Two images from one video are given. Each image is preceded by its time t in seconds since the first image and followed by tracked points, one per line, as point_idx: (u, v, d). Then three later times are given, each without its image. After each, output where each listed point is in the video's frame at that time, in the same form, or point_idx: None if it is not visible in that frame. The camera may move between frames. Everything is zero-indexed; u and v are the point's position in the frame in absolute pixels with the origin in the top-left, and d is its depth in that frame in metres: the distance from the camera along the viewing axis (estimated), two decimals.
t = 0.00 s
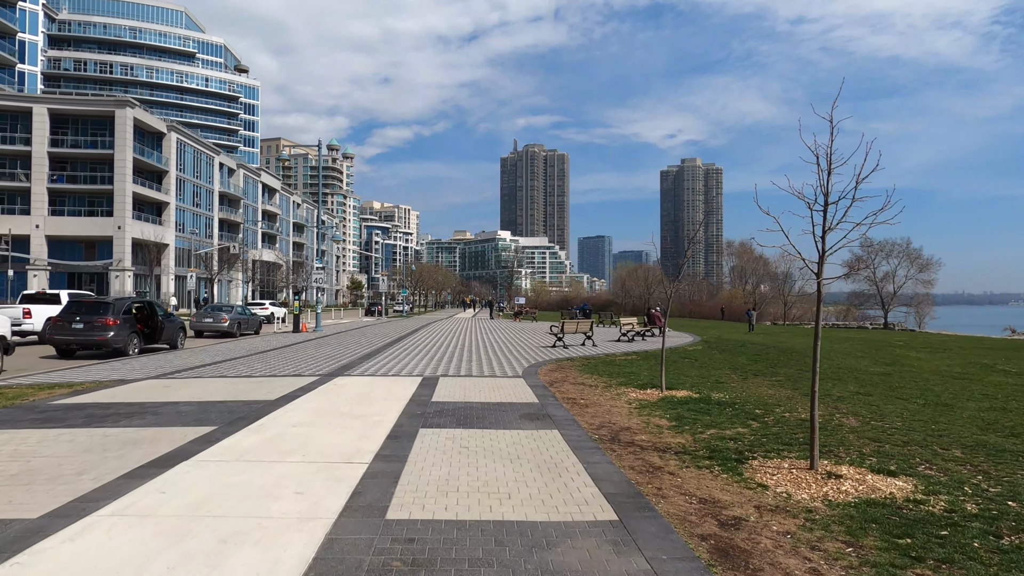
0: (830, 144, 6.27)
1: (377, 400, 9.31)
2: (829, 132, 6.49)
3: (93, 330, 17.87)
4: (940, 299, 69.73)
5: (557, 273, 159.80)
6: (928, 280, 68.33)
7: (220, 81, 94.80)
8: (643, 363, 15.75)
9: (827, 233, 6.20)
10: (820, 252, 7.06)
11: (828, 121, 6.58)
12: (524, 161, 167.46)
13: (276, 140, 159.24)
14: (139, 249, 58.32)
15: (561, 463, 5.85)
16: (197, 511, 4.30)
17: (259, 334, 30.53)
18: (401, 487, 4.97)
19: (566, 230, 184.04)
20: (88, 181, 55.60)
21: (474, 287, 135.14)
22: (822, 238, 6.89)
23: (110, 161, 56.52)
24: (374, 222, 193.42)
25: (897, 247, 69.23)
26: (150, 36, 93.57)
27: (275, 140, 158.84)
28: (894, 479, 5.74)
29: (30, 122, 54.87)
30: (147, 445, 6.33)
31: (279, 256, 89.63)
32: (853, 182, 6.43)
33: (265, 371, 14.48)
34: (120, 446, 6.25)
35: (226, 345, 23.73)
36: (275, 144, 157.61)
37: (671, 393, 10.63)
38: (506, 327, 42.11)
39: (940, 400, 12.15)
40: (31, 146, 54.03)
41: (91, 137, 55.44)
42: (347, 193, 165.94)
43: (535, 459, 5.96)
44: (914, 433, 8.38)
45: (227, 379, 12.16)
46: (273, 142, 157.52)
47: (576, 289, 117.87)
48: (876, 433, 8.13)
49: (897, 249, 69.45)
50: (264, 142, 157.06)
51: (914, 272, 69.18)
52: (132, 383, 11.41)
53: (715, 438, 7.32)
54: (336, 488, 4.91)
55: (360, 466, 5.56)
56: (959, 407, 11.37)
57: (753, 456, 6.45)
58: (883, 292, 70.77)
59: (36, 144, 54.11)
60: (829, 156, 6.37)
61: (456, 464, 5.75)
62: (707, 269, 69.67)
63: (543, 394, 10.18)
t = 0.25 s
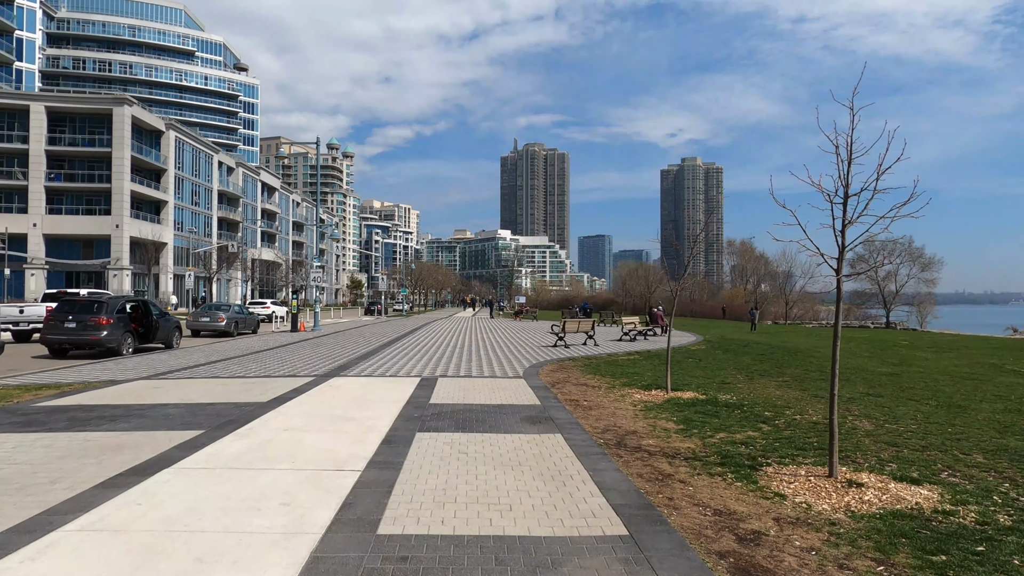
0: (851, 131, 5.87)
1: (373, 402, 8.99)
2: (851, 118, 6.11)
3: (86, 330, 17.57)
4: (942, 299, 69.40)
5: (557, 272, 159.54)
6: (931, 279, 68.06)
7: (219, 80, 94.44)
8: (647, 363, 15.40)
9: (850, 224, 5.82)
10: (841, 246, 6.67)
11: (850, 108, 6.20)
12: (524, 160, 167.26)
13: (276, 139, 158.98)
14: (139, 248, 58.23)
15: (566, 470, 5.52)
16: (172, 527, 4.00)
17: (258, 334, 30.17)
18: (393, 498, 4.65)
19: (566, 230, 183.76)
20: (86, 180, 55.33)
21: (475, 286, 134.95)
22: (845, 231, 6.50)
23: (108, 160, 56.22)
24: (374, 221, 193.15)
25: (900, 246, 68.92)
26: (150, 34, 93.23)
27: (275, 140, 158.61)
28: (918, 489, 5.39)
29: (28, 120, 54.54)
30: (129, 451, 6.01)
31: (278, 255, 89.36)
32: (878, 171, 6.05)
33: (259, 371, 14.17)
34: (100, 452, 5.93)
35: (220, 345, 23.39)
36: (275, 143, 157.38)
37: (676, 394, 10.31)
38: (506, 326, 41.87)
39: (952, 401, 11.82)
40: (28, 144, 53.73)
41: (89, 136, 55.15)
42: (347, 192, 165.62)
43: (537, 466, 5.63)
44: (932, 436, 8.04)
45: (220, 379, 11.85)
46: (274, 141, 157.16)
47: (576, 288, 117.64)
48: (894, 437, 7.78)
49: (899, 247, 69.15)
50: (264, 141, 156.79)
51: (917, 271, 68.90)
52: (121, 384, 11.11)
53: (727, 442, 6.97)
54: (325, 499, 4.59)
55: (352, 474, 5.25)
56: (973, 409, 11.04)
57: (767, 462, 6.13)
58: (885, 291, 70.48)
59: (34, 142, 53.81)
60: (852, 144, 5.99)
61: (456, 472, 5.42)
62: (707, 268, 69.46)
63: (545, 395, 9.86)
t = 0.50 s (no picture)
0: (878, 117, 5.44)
1: (368, 404, 8.64)
2: (875, 104, 5.73)
3: (77, 330, 17.22)
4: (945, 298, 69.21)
5: (557, 271, 159.36)
6: (934, 278, 67.86)
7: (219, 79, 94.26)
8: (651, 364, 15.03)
9: (873, 217, 5.44)
10: (861, 241, 6.27)
11: (873, 93, 5.79)
12: (524, 160, 167.09)
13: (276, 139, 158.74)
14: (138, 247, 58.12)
15: (569, 481, 5.15)
16: (138, 547, 3.64)
17: (255, 334, 29.85)
18: (383, 512, 4.29)
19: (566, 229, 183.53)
20: (83, 179, 55.03)
21: (475, 286, 134.70)
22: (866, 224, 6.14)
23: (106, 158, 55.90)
24: (374, 220, 192.87)
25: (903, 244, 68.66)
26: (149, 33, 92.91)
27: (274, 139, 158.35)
28: (949, 501, 5.02)
29: (25, 118, 54.21)
30: (106, 460, 5.65)
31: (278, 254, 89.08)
32: (903, 160, 5.67)
33: (252, 373, 13.80)
34: (73, 460, 5.57)
35: (215, 345, 23.04)
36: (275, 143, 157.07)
37: (682, 397, 9.95)
38: (507, 325, 41.60)
39: (965, 403, 11.46)
40: (26, 142, 53.39)
41: (87, 135, 54.86)
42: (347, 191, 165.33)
43: (539, 476, 5.26)
44: (952, 441, 7.69)
45: (211, 380, 11.50)
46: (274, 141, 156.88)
47: (577, 287, 117.37)
48: (913, 442, 7.43)
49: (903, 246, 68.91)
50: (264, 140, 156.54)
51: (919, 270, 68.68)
52: (109, 386, 10.75)
53: (739, 449, 6.60)
54: (310, 514, 4.23)
55: (340, 485, 4.89)
56: (988, 411, 10.68)
57: (783, 470, 5.77)
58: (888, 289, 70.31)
59: (31, 141, 53.49)
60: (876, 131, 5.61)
61: (452, 482, 5.07)
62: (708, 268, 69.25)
63: (547, 398, 9.49)
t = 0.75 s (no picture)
0: (904, 108, 5.19)
1: (364, 408, 8.35)
2: (902, 94, 5.40)
3: (69, 331, 16.89)
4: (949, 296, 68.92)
5: (558, 271, 159.18)
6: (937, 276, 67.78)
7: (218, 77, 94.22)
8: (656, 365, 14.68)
9: (903, 214, 5.10)
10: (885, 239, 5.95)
11: (899, 82, 5.46)
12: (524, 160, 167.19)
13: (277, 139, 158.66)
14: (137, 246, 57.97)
15: (575, 495, 4.81)
16: (107, 571, 3.34)
17: (254, 335, 29.54)
18: (376, 533, 3.96)
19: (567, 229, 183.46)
20: (81, 178, 54.76)
21: (476, 286, 134.93)
22: (895, 221, 5.80)
23: (104, 157, 55.59)
24: (375, 220, 192.94)
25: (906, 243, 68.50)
26: (149, 33, 92.42)
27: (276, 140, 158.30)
28: (983, 514, 4.71)
29: (23, 117, 53.93)
30: (82, 470, 5.34)
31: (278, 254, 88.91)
32: (930, 154, 5.35)
33: (248, 375, 13.47)
34: (49, 473, 5.26)
35: (211, 347, 22.71)
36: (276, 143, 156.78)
37: (688, 399, 9.65)
38: (507, 325, 41.44)
39: (979, 405, 11.13)
40: (23, 141, 53.09)
41: (86, 133, 54.56)
42: (348, 191, 165.37)
43: (543, 490, 4.93)
44: (972, 447, 7.39)
45: (204, 382, 11.21)
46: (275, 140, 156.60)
47: (578, 287, 117.23)
48: (933, 450, 7.09)
49: (906, 245, 68.76)
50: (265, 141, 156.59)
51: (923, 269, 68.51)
52: (100, 389, 10.47)
53: (755, 457, 6.26)
54: (294, 537, 3.89)
55: (333, 499, 4.59)
56: (1002, 414, 10.36)
57: (803, 482, 5.42)
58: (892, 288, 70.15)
59: (29, 140, 53.21)
60: (905, 121, 5.28)
61: (450, 496, 4.72)
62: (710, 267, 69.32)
63: (549, 401, 9.19)
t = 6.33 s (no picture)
0: None
1: None
2: None
3: None
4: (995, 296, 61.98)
5: (553, 267, 152.13)
6: (982, 274, 60.96)
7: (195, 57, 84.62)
8: (835, 437, 7.28)
9: None
10: None
11: None
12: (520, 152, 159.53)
13: (261, 125, 150.15)
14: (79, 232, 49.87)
15: None
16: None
17: (171, 343, 21.76)
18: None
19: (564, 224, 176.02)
20: (10, 151, 46.72)
21: (468, 281, 127.53)
22: None
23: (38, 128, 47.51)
24: (364, 212, 184.75)
25: (947, 238, 61.77)
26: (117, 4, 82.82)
27: (260, 126, 149.77)
28: None
29: None
30: None
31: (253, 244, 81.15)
32: None
33: None
34: None
35: (67, 368, 14.97)
36: (259, 130, 148.08)
37: None
38: (507, 327, 34.07)
39: None
40: None
41: (14, 98, 46.32)
42: (336, 181, 157.18)
43: None
44: None
45: None
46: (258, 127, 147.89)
47: (578, 284, 109.94)
48: None
49: (947, 239, 62.03)
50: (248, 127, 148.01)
51: (966, 266, 61.67)
52: None
53: None
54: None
55: None
56: None
57: None
58: (930, 287, 63.50)
59: None
60: None
61: None
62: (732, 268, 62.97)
63: None
